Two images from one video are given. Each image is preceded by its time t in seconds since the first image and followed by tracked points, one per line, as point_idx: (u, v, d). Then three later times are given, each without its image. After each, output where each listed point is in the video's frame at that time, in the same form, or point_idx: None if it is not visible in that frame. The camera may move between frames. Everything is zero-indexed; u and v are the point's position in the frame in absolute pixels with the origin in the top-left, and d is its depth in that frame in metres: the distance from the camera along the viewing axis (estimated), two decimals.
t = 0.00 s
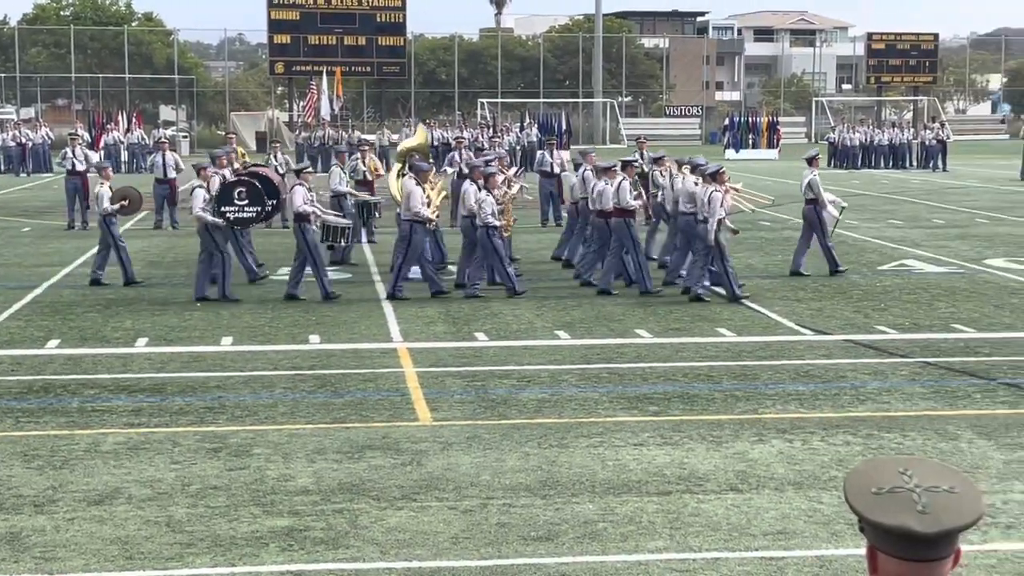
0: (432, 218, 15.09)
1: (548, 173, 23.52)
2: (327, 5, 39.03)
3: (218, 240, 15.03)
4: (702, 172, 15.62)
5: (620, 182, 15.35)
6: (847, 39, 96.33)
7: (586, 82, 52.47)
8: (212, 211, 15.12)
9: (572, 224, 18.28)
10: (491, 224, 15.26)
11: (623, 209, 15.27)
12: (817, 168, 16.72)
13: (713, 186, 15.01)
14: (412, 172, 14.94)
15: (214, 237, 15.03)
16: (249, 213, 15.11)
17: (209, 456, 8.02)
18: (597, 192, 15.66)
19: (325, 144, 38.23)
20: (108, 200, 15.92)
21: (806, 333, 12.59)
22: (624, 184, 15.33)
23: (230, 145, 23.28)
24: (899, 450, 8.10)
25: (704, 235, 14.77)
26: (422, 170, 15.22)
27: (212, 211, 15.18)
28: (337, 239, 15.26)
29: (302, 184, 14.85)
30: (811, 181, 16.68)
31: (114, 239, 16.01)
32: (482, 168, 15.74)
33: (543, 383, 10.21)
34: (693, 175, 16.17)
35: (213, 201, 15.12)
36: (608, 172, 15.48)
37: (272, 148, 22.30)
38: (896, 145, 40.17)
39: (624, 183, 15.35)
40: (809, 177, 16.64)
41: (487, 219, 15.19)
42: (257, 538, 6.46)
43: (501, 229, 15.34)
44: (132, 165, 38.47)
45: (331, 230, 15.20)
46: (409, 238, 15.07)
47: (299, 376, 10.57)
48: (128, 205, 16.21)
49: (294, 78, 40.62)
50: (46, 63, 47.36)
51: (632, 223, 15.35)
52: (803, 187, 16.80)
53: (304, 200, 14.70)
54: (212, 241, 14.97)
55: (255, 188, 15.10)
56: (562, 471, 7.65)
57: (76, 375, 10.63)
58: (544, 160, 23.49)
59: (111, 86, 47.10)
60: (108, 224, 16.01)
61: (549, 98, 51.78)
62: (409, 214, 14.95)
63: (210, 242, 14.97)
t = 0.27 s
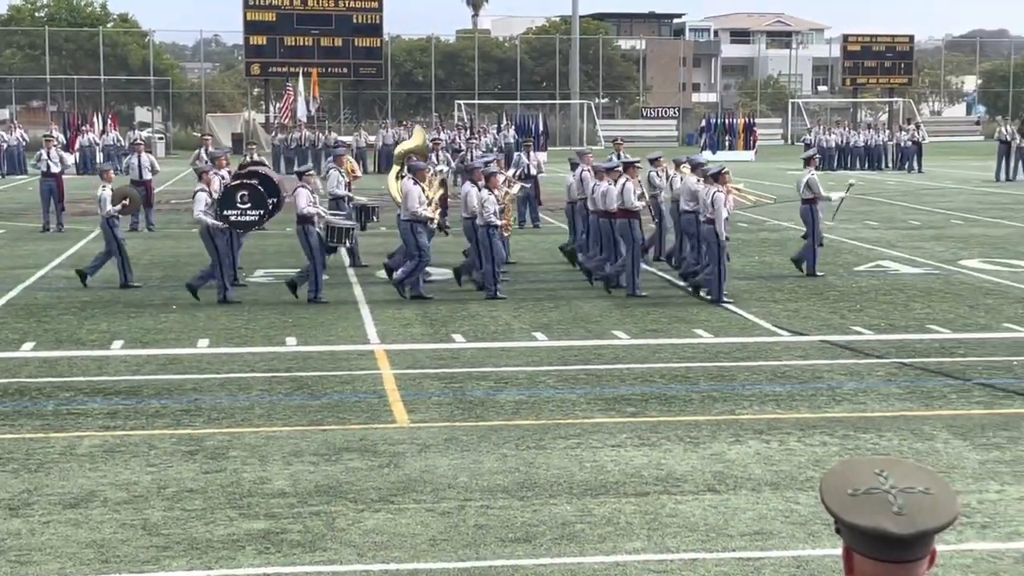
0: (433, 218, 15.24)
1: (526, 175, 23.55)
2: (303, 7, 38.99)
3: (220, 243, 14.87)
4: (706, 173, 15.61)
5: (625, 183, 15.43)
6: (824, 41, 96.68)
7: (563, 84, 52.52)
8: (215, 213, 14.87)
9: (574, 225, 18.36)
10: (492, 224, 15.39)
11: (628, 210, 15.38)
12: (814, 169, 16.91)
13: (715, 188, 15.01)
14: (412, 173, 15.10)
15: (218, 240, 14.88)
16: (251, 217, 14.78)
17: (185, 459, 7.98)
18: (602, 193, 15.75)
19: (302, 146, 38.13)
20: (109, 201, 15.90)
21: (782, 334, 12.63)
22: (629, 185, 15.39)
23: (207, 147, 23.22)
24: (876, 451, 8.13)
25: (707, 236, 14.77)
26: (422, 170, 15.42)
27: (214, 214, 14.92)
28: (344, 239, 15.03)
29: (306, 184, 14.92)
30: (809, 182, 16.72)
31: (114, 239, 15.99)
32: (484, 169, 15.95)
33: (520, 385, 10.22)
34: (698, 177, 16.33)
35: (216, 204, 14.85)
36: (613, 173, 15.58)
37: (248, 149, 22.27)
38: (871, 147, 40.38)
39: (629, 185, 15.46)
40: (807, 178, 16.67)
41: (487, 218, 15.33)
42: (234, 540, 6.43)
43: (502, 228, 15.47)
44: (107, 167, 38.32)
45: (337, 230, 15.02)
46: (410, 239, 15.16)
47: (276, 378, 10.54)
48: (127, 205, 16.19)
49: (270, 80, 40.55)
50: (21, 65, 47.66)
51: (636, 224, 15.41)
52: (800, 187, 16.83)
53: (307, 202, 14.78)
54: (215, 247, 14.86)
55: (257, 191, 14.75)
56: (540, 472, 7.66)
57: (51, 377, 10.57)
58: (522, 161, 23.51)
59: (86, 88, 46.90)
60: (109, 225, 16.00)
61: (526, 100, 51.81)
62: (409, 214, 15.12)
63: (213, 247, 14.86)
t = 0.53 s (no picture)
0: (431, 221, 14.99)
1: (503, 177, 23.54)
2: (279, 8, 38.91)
3: (220, 244, 14.88)
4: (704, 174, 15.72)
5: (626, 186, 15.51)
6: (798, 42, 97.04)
7: (540, 85, 52.54)
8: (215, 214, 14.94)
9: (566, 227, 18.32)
10: (491, 227, 15.23)
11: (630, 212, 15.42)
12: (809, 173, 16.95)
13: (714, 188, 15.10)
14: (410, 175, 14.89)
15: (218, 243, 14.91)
16: (253, 218, 14.97)
17: (161, 462, 7.94)
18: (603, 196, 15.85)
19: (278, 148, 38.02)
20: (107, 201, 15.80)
21: (759, 335, 12.65)
22: (630, 188, 15.49)
23: (182, 149, 23.11)
24: (852, 451, 8.15)
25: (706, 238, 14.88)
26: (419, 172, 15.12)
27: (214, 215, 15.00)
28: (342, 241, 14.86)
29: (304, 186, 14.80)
30: (805, 185, 16.69)
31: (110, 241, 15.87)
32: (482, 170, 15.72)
33: (497, 387, 10.20)
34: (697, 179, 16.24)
35: (216, 204, 14.93)
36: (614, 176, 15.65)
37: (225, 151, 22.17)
38: (847, 149, 40.54)
39: (631, 187, 15.51)
40: (803, 181, 16.66)
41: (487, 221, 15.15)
42: (210, 543, 6.41)
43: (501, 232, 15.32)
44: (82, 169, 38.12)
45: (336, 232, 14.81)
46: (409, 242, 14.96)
47: (252, 381, 10.49)
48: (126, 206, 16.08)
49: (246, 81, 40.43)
50: None
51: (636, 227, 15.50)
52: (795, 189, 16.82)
53: (306, 203, 14.71)
54: (213, 248, 14.86)
55: (259, 193, 14.92)
56: (517, 474, 7.65)
57: (26, 381, 10.51)
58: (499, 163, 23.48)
59: (61, 90, 46.70)
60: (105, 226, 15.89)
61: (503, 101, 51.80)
62: (406, 217, 14.84)
63: (211, 248, 14.86)
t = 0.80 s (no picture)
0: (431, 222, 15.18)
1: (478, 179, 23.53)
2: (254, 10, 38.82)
3: (225, 246, 14.76)
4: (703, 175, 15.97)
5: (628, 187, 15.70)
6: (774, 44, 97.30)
7: (516, 87, 52.53)
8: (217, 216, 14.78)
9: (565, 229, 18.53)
10: (491, 226, 15.33)
11: (631, 213, 15.66)
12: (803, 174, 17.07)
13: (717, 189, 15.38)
14: (412, 177, 15.03)
15: (219, 245, 14.78)
16: (255, 219, 14.78)
17: (137, 466, 7.90)
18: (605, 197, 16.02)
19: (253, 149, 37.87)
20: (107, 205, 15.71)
21: (735, 336, 12.67)
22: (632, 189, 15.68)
23: (156, 151, 22.98)
24: (828, 452, 8.19)
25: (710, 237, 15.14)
26: (420, 173, 15.30)
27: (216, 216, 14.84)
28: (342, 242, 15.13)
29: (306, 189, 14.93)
30: (798, 185, 16.82)
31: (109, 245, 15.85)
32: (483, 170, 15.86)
33: (474, 389, 10.19)
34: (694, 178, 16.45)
35: (218, 206, 14.78)
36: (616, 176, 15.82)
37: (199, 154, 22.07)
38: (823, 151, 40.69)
39: (631, 188, 15.75)
40: (796, 181, 16.79)
41: (487, 221, 15.25)
42: (186, 546, 6.38)
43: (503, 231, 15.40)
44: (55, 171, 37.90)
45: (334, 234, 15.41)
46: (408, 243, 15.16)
47: (228, 384, 10.44)
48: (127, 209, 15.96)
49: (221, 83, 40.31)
50: None
51: (638, 227, 15.67)
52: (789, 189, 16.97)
53: (307, 204, 14.76)
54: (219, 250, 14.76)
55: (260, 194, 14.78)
56: (493, 475, 7.65)
57: None
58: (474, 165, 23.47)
59: (34, 91, 46.45)
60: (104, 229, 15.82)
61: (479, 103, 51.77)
62: (407, 217, 15.05)
63: (217, 250, 14.76)
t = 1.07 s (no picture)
0: (427, 225, 15.34)
1: (455, 180, 23.52)
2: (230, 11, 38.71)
3: (224, 249, 14.79)
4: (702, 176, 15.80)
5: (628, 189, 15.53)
6: (750, 45, 97.60)
7: (493, 88, 52.53)
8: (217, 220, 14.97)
9: (563, 231, 18.29)
10: (492, 230, 15.38)
11: (632, 215, 15.42)
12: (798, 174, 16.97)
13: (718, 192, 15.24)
14: (410, 181, 15.26)
15: (220, 249, 14.78)
16: (255, 222, 15.32)
17: (112, 468, 7.86)
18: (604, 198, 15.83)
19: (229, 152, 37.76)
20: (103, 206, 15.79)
21: (712, 337, 12.71)
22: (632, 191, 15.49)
23: (132, 152, 22.90)
24: (804, 452, 8.22)
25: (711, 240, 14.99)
26: (419, 176, 15.43)
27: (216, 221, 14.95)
28: (341, 246, 15.21)
29: (306, 192, 15.03)
30: (794, 187, 16.83)
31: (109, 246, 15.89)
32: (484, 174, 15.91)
33: (451, 390, 10.19)
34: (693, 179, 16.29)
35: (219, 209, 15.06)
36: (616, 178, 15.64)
37: (176, 155, 22.00)
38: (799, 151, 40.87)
39: (632, 190, 15.49)
40: (791, 183, 16.79)
41: (487, 224, 15.30)
42: (162, 549, 6.35)
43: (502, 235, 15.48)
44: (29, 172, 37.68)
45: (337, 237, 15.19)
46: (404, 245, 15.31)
47: (204, 386, 10.40)
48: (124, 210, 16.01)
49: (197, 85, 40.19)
50: None
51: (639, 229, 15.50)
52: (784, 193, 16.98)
53: (307, 208, 14.84)
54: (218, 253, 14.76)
55: (261, 197, 15.31)
56: (470, 477, 7.64)
57: None
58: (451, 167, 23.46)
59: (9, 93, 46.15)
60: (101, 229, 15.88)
61: (456, 104, 51.75)
62: (405, 220, 15.18)
63: (216, 253, 14.77)
